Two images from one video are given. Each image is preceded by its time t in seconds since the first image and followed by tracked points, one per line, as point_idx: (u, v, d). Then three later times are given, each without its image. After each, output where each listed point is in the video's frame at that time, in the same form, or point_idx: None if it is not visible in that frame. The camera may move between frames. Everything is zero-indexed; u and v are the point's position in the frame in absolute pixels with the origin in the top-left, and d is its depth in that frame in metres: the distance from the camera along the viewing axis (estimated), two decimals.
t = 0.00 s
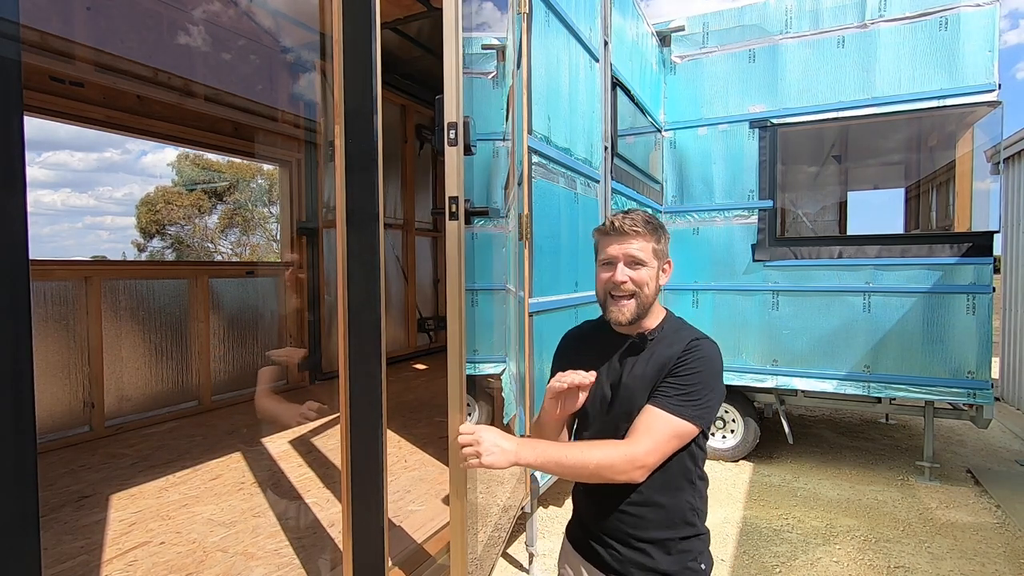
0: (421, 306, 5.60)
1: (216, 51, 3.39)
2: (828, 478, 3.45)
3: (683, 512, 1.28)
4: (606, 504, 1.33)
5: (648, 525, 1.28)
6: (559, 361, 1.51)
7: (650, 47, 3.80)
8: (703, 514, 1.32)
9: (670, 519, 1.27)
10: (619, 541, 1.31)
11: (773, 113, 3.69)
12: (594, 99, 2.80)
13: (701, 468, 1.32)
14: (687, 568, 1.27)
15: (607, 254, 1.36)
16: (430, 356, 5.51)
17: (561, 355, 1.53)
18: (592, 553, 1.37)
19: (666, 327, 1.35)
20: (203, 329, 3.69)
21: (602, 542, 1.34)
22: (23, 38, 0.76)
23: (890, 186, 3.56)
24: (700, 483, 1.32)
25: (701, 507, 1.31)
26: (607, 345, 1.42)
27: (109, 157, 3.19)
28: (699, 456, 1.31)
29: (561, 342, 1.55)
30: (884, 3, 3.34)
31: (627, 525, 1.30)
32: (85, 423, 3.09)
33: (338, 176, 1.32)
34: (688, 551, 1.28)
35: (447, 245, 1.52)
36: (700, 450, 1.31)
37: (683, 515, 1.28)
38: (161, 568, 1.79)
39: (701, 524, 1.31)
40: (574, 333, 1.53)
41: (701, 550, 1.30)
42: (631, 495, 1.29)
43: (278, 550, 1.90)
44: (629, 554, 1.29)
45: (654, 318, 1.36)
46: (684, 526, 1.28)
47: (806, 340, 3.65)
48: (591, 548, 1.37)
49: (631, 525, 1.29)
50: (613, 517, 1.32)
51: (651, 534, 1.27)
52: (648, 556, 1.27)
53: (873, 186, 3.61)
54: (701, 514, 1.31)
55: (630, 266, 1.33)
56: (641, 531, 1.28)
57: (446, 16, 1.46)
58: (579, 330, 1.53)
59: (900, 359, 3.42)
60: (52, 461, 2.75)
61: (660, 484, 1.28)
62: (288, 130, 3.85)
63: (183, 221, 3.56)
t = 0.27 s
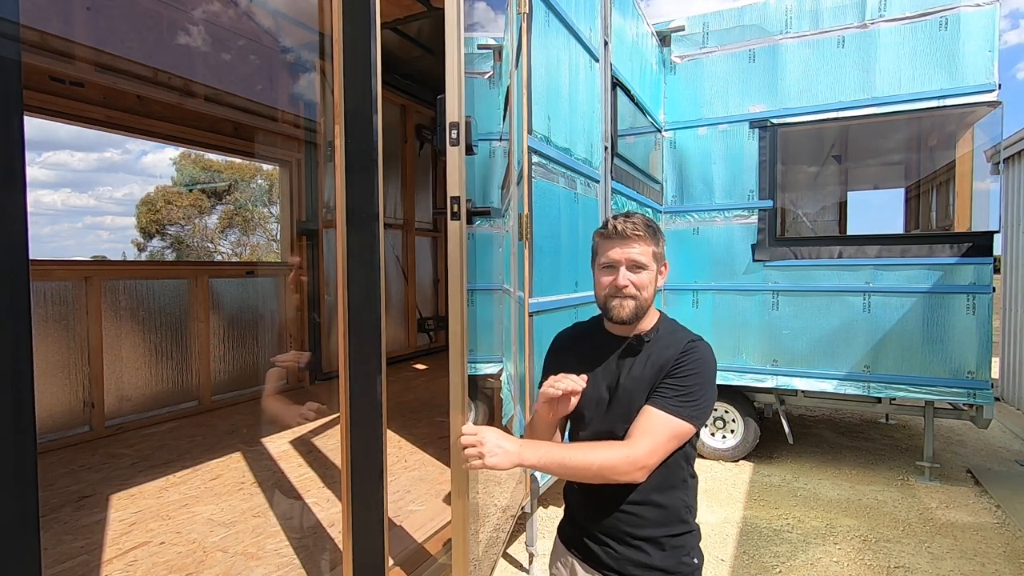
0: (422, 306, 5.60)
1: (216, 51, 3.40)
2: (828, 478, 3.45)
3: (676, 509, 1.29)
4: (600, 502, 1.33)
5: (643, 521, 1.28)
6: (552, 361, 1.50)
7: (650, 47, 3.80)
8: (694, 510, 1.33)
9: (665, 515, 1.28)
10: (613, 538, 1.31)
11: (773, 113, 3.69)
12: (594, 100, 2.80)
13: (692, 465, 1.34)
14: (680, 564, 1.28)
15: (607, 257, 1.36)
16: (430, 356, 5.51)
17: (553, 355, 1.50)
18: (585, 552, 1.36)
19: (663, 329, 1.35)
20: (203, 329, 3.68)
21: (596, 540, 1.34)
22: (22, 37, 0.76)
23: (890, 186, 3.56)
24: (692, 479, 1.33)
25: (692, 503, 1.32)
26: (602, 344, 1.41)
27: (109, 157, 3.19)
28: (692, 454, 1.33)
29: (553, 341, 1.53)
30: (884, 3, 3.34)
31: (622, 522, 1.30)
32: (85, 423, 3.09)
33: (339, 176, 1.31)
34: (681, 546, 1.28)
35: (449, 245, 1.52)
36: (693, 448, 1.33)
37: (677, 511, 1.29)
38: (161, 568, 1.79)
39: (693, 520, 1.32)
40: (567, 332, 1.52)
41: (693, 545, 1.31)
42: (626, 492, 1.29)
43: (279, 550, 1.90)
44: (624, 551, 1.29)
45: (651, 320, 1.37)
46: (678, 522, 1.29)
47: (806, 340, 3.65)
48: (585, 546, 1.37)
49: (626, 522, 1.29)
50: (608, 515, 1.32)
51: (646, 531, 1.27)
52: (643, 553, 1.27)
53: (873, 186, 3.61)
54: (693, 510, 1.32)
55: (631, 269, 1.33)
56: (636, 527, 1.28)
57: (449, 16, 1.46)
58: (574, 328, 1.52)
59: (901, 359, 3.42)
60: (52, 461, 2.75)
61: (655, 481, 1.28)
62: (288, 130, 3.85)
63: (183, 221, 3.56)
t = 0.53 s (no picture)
0: (422, 306, 5.60)
1: (216, 51, 3.40)
2: (827, 477, 3.45)
3: (670, 504, 1.30)
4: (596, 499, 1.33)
5: (638, 518, 1.28)
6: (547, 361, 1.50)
7: (650, 47, 3.80)
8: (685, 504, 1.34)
9: (659, 511, 1.28)
10: (609, 535, 1.31)
11: (773, 113, 3.69)
12: (594, 100, 2.80)
13: (684, 461, 1.35)
14: (674, 558, 1.29)
15: (597, 262, 1.35)
16: (430, 356, 5.51)
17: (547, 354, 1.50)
18: (580, 550, 1.36)
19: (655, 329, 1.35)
20: (203, 329, 3.68)
21: (591, 538, 1.33)
22: (23, 38, 0.76)
23: (890, 186, 3.56)
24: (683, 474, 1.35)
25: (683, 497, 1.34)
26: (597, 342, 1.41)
27: (110, 157, 3.19)
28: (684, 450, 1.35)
29: (545, 341, 1.53)
30: (884, 3, 3.34)
31: (617, 519, 1.29)
32: (85, 423, 3.09)
33: (338, 176, 1.31)
34: (675, 541, 1.29)
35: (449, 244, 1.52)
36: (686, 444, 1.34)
37: (670, 507, 1.29)
38: (161, 568, 1.79)
39: (684, 515, 1.33)
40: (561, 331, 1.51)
41: (685, 539, 1.32)
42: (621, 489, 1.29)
43: (279, 550, 1.90)
44: (619, 548, 1.29)
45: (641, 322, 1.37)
46: (671, 517, 1.29)
47: (806, 340, 3.65)
48: (579, 544, 1.36)
49: (621, 519, 1.29)
50: (603, 513, 1.31)
51: (642, 528, 1.28)
52: (638, 549, 1.27)
53: (873, 187, 3.61)
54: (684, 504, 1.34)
55: (620, 274, 1.32)
56: (631, 524, 1.28)
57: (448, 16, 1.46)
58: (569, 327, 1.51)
59: (901, 359, 3.42)
60: (52, 461, 2.75)
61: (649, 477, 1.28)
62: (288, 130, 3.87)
63: (183, 221, 3.57)
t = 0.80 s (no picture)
0: (422, 306, 5.60)
1: (216, 51, 3.40)
2: (827, 477, 3.45)
3: (664, 499, 1.30)
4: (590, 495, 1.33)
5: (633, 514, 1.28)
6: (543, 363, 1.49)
7: (650, 47, 3.80)
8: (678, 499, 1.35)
9: (653, 507, 1.29)
10: (604, 532, 1.30)
11: (773, 113, 3.69)
12: (594, 99, 2.80)
13: (678, 457, 1.36)
14: (669, 554, 1.29)
15: (590, 263, 1.35)
16: (430, 356, 5.51)
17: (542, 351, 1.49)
18: (575, 548, 1.35)
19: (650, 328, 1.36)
20: (203, 329, 3.68)
21: (587, 535, 1.33)
22: (22, 37, 0.76)
23: (891, 185, 3.56)
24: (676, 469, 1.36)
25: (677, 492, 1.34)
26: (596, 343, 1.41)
27: (110, 157, 3.19)
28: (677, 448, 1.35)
29: (541, 342, 1.52)
30: (884, 3, 3.34)
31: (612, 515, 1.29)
32: (85, 423, 3.08)
33: (338, 175, 1.31)
34: (669, 537, 1.29)
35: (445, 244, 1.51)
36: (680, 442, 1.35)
37: (664, 502, 1.30)
38: (161, 568, 1.79)
39: (678, 510, 1.34)
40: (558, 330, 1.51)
41: (679, 534, 1.32)
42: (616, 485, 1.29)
43: (279, 550, 1.90)
44: (615, 544, 1.29)
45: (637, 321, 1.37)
46: (665, 512, 1.30)
47: (806, 340, 3.65)
48: (574, 541, 1.36)
49: (615, 514, 1.29)
50: (598, 509, 1.31)
51: (637, 523, 1.28)
52: (633, 545, 1.28)
53: (873, 187, 3.60)
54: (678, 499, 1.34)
55: (613, 274, 1.32)
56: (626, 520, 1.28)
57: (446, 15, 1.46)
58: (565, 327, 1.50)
59: (901, 359, 3.42)
60: (52, 461, 2.75)
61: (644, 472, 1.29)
62: (288, 130, 3.88)
63: (183, 221, 3.57)
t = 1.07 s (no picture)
0: (422, 306, 5.60)
1: (216, 51, 3.40)
2: (827, 478, 3.45)
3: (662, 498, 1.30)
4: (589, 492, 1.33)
5: (631, 512, 1.28)
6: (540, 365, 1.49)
7: (650, 47, 3.80)
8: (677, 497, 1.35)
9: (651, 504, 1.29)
10: (602, 529, 1.30)
11: (774, 113, 3.69)
12: (594, 99, 2.80)
13: (675, 455, 1.36)
14: (666, 552, 1.29)
15: (588, 260, 1.35)
16: (430, 355, 5.51)
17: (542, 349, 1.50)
18: (573, 544, 1.35)
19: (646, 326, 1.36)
20: (203, 329, 3.68)
21: (587, 533, 1.33)
22: (22, 37, 0.76)
23: (891, 185, 3.55)
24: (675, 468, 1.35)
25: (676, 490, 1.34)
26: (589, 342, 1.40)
27: (110, 157, 3.19)
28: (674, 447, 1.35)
29: (539, 342, 1.52)
30: (884, 4, 3.34)
31: (610, 513, 1.30)
32: (85, 423, 3.08)
33: (338, 175, 1.30)
34: (667, 534, 1.30)
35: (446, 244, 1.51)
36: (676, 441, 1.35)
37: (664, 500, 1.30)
38: (161, 568, 1.79)
39: (676, 508, 1.34)
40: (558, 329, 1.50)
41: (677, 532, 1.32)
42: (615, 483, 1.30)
43: (278, 550, 1.90)
44: (613, 543, 1.29)
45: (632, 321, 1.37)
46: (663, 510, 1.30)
47: (806, 340, 3.65)
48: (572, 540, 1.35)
49: (613, 512, 1.29)
50: (597, 508, 1.31)
51: (635, 522, 1.28)
52: (631, 543, 1.28)
53: (873, 187, 3.60)
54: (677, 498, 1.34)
55: (611, 272, 1.32)
56: (624, 517, 1.28)
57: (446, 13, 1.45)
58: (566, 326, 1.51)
59: (901, 359, 3.42)
60: (52, 461, 2.75)
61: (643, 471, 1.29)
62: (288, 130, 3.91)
63: (183, 221, 3.57)
